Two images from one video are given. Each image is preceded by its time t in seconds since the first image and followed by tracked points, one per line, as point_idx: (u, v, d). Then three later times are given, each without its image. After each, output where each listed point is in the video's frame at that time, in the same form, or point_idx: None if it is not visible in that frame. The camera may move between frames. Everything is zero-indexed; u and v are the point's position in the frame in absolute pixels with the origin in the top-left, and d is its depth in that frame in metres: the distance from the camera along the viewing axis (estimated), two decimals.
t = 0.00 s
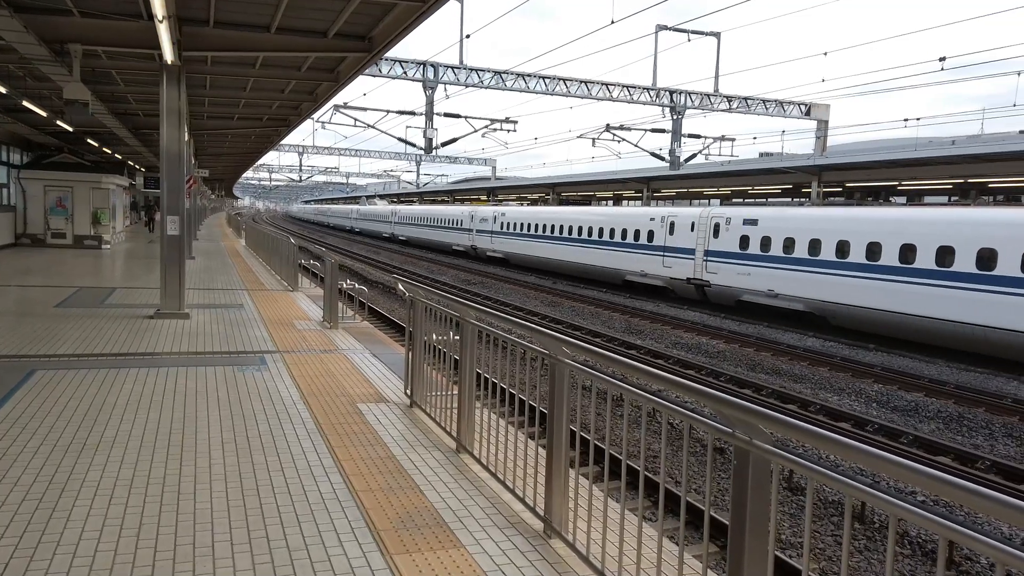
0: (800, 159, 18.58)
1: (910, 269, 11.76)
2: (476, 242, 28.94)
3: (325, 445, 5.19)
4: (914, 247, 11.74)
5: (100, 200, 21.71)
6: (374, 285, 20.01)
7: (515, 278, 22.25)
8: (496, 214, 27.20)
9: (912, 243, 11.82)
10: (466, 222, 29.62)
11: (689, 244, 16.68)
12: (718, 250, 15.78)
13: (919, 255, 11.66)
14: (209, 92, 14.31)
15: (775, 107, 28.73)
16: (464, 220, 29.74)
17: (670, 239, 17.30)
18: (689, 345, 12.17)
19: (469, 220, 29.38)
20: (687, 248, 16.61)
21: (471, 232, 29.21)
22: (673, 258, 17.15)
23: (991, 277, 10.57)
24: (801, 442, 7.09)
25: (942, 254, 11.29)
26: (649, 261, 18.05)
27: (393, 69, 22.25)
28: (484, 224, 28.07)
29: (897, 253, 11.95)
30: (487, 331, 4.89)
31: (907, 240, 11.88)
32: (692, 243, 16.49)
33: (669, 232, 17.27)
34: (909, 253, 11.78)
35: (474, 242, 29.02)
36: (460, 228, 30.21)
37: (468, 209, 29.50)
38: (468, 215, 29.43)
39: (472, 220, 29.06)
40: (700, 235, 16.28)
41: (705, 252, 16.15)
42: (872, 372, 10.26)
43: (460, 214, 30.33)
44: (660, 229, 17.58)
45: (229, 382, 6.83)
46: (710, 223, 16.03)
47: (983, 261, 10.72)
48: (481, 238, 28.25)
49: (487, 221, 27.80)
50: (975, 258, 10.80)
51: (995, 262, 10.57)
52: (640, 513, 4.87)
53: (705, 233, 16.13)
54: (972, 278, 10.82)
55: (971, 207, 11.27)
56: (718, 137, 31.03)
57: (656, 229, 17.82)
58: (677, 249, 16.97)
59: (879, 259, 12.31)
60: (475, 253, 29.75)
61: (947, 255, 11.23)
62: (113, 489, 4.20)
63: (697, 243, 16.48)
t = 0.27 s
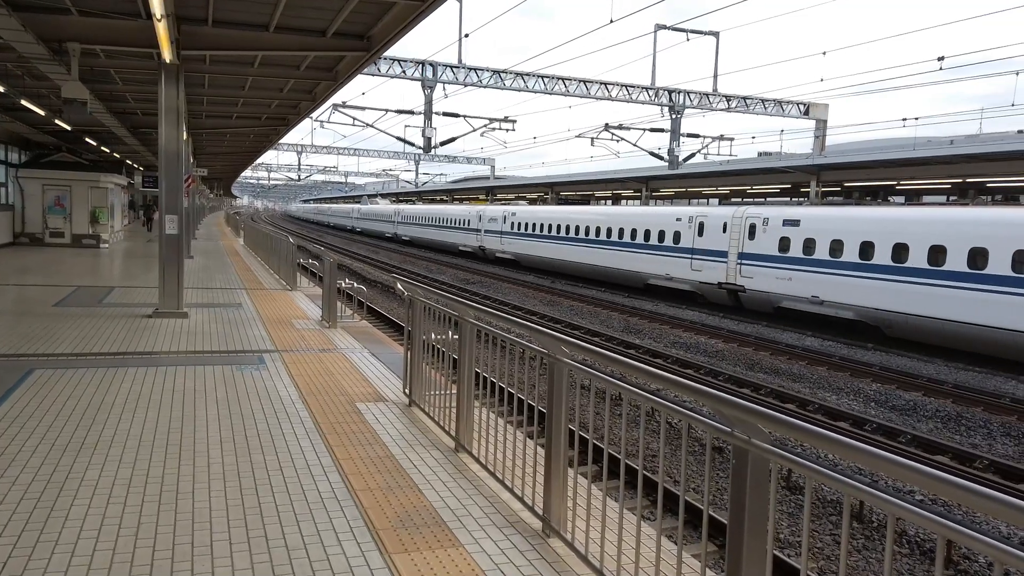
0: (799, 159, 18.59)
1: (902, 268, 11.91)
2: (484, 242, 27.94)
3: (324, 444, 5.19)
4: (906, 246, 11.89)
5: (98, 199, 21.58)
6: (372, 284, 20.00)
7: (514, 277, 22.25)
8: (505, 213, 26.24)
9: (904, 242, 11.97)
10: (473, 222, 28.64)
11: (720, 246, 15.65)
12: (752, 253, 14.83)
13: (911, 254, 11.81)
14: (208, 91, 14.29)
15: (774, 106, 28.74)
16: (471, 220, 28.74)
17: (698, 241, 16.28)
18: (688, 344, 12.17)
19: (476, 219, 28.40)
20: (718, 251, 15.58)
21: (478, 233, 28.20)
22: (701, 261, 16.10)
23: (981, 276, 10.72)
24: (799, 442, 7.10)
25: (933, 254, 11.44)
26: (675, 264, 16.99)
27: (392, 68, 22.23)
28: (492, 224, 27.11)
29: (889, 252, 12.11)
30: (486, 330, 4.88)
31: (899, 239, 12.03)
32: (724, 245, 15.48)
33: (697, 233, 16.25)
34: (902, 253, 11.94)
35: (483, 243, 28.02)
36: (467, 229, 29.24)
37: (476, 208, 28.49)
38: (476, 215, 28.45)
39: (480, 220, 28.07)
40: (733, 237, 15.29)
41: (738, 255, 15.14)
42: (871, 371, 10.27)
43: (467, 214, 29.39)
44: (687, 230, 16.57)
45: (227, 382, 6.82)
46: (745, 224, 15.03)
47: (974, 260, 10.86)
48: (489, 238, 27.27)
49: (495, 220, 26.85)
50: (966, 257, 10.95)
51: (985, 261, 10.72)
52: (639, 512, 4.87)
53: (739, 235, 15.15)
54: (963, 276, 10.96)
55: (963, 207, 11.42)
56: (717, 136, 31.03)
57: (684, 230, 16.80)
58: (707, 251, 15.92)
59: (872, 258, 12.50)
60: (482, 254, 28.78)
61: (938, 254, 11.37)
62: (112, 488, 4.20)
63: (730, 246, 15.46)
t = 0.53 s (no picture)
0: (798, 158, 18.61)
1: (896, 267, 12.05)
2: (495, 243, 27.10)
3: (323, 443, 5.19)
4: (899, 245, 12.04)
5: (97, 198, 21.60)
6: (371, 284, 20.02)
7: (512, 277, 22.28)
8: (516, 213, 25.42)
9: (898, 241, 12.10)
10: (484, 222, 27.77)
11: (757, 249, 14.79)
12: (792, 256, 13.99)
13: (905, 253, 11.94)
14: (207, 90, 14.28)
15: (773, 105, 28.74)
16: (481, 220, 27.88)
17: (731, 243, 15.44)
18: (687, 343, 12.18)
19: (486, 219, 27.53)
20: (754, 253, 14.71)
21: (489, 233, 27.35)
22: (735, 264, 15.22)
23: (973, 275, 10.86)
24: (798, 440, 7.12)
25: (926, 253, 11.57)
26: (705, 267, 16.11)
27: (391, 67, 22.22)
28: (502, 224, 26.28)
29: (883, 251, 12.26)
30: (485, 329, 4.88)
31: (893, 239, 12.16)
32: (761, 247, 14.63)
33: (730, 234, 15.41)
34: (895, 252, 12.07)
35: (493, 244, 27.18)
36: (477, 229, 28.40)
37: (486, 208, 27.62)
38: (486, 215, 27.58)
39: (490, 220, 27.22)
40: (771, 238, 14.44)
41: (777, 258, 14.31)
42: (870, 370, 10.28)
43: (476, 213, 28.55)
44: (719, 230, 15.73)
45: (226, 381, 6.82)
46: (785, 224, 14.18)
47: (966, 259, 11.00)
48: (500, 239, 26.45)
49: (506, 220, 25.98)
50: (957, 256, 11.10)
51: (976, 260, 10.86)
52: (638, 511, 4.88)
53: (778, 236, 14.31)
54: (954, 275, 11.11)
55: (955, 207, 11.56)
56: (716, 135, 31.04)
57: (716, 231, 15.94)
58: (742, 253, 15.07)
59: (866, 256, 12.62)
60: (492, 255, 27.96)
61: (931, 253, 11.51)
62: (111, 487, 4.20)
63: (767, 248, 14.60)
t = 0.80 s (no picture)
0: (797, 157, 18.61)
1: (890, 267, 12.08)
2: (506, 244, 26.12)
3: (322, 442, 5.20)
4: (892, 245, 12.11)
5: (96, 198, 21.61)
6: (371, 283, 20.04)
7: (512, 276, 22.28)
8: (528, 213, 24.47)
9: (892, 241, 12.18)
10: (494, 222, 26.80)
11: (801, 252, 13.70)
12: (840, 260, 12.92)
13: (898, 253, 12.03)
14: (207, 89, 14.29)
15: (772, 105, 28.74)
16: (492, 220, 26.89)
17: (770, 245, 14.40)
18: (687, 343, 12.18)
19: (496, 219, 26.56)
20: (799, 257, 13.61)
21: (500, 234, 26.38)
22: (776, 268, 14.13)
23: (966, 274, 11.01)
24: (798, 440, 7.12)
25: (919, 252, 11.68)
26: (732, 271, 15.26)
27: (391, 66, 22.21)
28: (514, 225, 25.32)
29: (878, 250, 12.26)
30: (484, 328, 4.88)
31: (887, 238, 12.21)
32: (807, 250, 13.51)
33: (770, 236, 14.34)
34: (890, 252, 12.13)
35: (505, 246, 26.22)
36: (487, 230, 27.43)
37: (497, 207, 26.62)
38: (497, 214, 26.60)
39: (501, 220, 26.24)
40: (817, 240, 13.36)
41: (823, 262, 13.21)
42: (869, 370, 10.29)
43: (485, 213, 27.60)
44: (757, 232, 14.68)
45: (226, 380, 6.82)
46: (833, 226, 13.09)
47: (959, 258, 11.14)
48: (511, 240, 25.50)
49: (518, 220, 24.98)
50: (950, 256, 11.23)
51: (969, 259, 11.00)
52: (639, 511, 4.88)
53: (825, 238, 13.23)
54: (948, 275, 11.23)
55: (947, 207, 11.69)
56: (716, 135, 31.04)
57: (753, 233, 14.86)
58: (784, 257, 13.98)
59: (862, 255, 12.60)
60: (503, 256, 27.01)
61: (924, 253, 11.63)
62: (111, 486, 4.20)
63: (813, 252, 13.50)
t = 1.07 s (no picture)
0: (797, 157, 18.62)
1: (887, 267, 12.17)
2: (519, 246, 25.11)
3: (322, 442, 5.20)
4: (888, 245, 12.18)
5: (96, 198, 21.62)
6: (371, 283, 20.05)
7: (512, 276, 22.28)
8: (543, 213, 23.53)
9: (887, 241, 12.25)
10: (507, 223, 25.81)
11: (851, 256, 12.82)
12: (897, 265, 12.02)
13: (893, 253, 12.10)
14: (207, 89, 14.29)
15: (772, 104, 28.73)
16: (504, 221, 25.89)
17: (815, 248, 13.54)
18: (687, 342, 12.19)
19: (509, 219, 25.58)
20: (851, 261, 12.68)
21: (513, 235, 25.39)
22: (822, 273, 13.27)
23: (960, 272, 11.12)
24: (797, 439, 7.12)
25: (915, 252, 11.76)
26: (738, 272, 15.29)
27: (390, 66, 22.21)
28: (528, 225, 24.34)
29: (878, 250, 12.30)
30: (484, 328, 4.88)
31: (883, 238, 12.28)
32: (859, 253, 12.63)
33: (815, 239, 13.51)
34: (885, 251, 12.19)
35: (518, 247, 25.23)
36: (499, 231, 26.44)
37: (510, 206, 25.66)
38: (510, 214, 25.62)
39: (515, 220, 25.25)
40: (870, 243, 12.46)
41: (877, 266, 12.32)
42: (869, 369, 10.29)
43: (497, 213, 26.66)
44: (802, 234, 13.86)
45: (225, 380, 6.81)
46: (890, 227, 12.20)
47: (953, 258, 11.25)
48: (525, 241, 24.52)
49: (533, 220, 24.00)
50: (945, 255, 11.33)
51: (963, 259, 11.11)
52: (638, 511, 4.88)
53: (881, 240, 12.32)
54: (942, 273, 11.32)
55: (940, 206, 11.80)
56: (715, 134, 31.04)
57: (796, 235, 14.05)
58: (830, 261, 13.11)
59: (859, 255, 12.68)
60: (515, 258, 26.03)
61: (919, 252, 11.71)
62: (111, 486, 4.20)
63: (865, 256, 12.64)
